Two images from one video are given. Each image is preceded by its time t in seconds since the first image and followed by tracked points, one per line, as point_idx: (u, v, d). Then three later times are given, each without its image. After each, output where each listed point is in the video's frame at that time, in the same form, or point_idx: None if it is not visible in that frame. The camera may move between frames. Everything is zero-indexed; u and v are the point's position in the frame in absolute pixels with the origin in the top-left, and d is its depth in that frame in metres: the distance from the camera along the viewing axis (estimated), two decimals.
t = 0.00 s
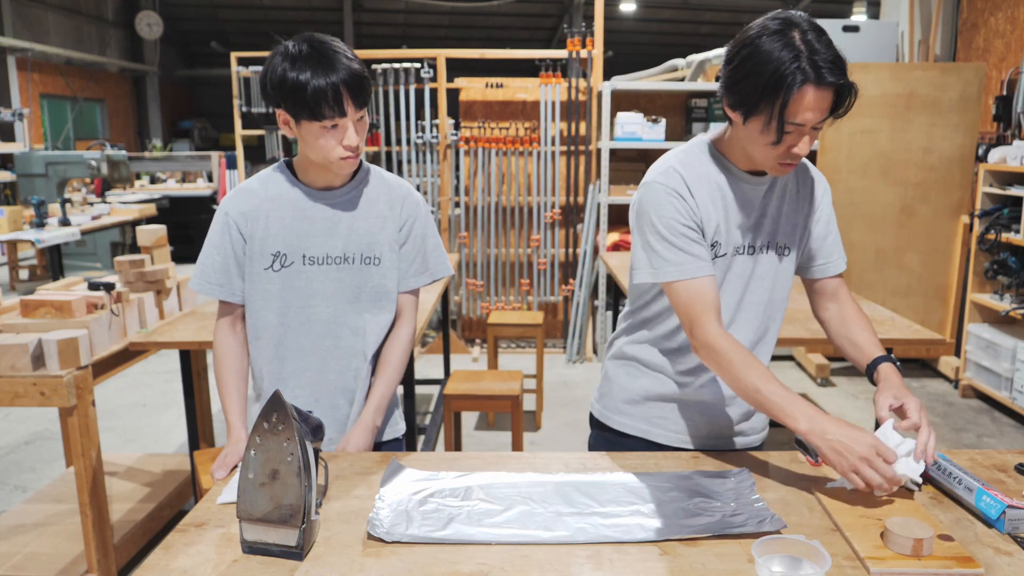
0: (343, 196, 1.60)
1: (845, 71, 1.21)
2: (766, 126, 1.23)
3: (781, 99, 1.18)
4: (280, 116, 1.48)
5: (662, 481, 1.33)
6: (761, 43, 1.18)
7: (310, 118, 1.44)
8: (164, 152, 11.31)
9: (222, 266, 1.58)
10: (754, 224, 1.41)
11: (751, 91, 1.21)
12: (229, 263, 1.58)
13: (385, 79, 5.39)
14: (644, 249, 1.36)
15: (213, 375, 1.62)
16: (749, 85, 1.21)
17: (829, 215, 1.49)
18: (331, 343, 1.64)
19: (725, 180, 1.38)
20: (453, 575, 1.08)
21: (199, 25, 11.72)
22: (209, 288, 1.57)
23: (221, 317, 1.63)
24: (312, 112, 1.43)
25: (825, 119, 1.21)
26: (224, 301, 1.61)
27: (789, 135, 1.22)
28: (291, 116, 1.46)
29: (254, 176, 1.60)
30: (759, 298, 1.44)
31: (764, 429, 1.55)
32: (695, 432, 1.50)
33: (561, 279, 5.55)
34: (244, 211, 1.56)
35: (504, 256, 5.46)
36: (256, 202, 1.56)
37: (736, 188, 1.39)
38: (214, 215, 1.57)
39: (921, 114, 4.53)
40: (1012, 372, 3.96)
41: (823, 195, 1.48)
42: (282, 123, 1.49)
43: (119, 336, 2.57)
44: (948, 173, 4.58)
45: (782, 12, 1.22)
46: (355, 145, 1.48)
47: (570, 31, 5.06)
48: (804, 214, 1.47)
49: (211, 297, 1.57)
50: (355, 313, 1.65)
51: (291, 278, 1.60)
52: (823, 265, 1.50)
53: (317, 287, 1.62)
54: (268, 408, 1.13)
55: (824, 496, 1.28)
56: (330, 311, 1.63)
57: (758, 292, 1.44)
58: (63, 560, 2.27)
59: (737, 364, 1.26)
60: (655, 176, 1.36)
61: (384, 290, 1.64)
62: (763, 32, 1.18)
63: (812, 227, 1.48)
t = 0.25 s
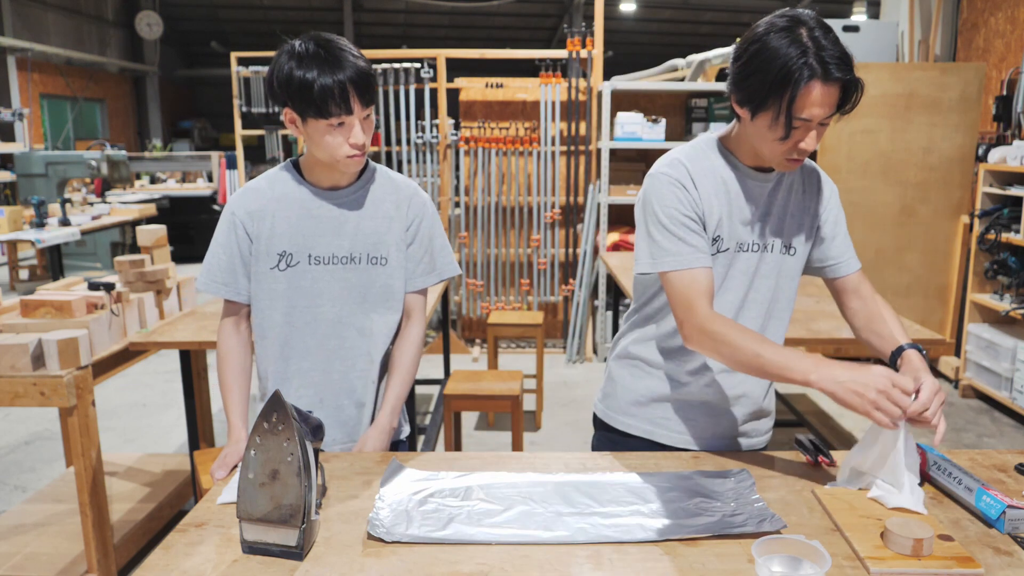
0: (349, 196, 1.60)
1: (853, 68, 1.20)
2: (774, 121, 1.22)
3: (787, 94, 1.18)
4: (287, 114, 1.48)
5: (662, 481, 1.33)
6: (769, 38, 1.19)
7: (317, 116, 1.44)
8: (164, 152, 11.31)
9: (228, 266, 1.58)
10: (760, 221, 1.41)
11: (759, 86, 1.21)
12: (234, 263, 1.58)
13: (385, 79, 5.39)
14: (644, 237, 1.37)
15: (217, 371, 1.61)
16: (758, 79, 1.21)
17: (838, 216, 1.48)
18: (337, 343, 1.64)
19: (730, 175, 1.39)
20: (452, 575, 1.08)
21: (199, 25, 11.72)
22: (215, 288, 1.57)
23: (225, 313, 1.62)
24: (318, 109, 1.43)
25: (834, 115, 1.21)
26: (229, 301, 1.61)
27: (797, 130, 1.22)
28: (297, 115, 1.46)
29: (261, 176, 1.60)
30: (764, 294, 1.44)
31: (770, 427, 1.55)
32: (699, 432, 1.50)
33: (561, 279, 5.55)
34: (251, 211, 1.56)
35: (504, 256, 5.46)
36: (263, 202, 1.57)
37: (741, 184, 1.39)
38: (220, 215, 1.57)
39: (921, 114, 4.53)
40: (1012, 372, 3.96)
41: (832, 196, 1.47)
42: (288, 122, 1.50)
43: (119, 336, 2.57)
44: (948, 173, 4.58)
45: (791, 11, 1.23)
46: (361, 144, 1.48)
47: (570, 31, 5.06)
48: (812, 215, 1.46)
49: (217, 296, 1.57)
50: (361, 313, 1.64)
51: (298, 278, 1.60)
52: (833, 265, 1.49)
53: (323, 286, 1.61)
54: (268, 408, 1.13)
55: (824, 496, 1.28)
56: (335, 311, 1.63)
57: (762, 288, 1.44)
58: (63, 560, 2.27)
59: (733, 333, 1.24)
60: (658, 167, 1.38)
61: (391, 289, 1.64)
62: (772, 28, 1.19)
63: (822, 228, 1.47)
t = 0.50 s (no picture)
0: (356, 196, 1.60)
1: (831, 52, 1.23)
2: (757, 111, 1.25)
3: (765, 81, 1.21)
4: (295, 115, 1.49)
5: (663, 481, 1.33)
6: (744, 30, 1.23)
7: (325, 116, 1.44)
8: (164, 152, 11.31)
9: (237, 265, 1.59)
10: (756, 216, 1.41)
11: (738, 78, 1.24)
12: (244, 263, 1.59)
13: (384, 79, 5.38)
14: (638, 229, 1.39)
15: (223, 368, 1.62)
16: (736, 71, 1.24)
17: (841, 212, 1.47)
18: (344, 344, 1.64)
19: (722, 168, 1.40)
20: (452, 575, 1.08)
21: (199, 25, 11.72)
22: (223, 287, 1.57)
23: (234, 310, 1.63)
24: (326, 108, 1.43)
25: (816, 97, 1.22)
26: (237, 300, 1.61)
27: (782, 116, 1.23)
28: (305, 115, 1.46)
29: (269, 176, 1.60)
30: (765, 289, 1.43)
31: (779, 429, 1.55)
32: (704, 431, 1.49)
33: (561, 279, 5.55)
34: (259, 211, 1.57)
35: (504, 256, 5.46)
36: (270, 202, 1.57)
37: (733, 176, 1.41)
38: (229, 215, 1.58)
39: (921, 114, 4.52)
40: (1012, 372, 3.96)
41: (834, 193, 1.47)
42: (297, 122, 1.50)
43: (119, 336, 2.57)
44: (948, 173, 4.58)
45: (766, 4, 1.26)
46: (370, 142, 1.48)
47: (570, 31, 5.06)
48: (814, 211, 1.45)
49: (225, 295, 1.58)
50: (369, 313, 1.64)
51: (306, 278, 1.60)
52: (831, 261, 1.49)
53: (331, 286, 1.61)
54: (268, 408, 1.13)
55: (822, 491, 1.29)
56: (343, 311, 1.63)
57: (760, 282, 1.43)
58: (63, 560, 2.27)
59: (728, 298, 1.24)
60: (650, 160, 1.40)
61: (399, 289, 1.64)
62: (745, 21, 1.23)
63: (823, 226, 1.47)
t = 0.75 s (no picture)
0: (365, 196, 1.60)
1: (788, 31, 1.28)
2: (727, 101, 1.30)
3: (725, 70, 1.27)
4: (304, 118, 1.49)
5: (663, 480, 1.33)
6: (703, 28, 1.30)
7: (334, 117, 1.45)
8: (164, 152, 11.32)
9: (249, 269, 1.59)
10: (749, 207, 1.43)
11: (704, 74, 1.31)
12: (256, 266, 1.59)
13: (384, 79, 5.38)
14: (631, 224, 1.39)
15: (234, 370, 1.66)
16: (700, 67, 1.31)
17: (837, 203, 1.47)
18: (356, 344, 1.63)
19: (710, 162, 1.43)
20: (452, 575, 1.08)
21: (199, 25, 11.72)
22: (237, 290, 1.59)
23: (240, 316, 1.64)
24: (335, 109, 1.44)
25: (782, 76, 1.27)
26: (247, 302, 1.62)
27: (752, 101, 1.28)
28: (313, 116, 1.47)
29: (277, 179, 1.60)
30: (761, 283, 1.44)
31: (789, 425, 1.55)
32: (710, 428, 1.49)
33: (561, 279, 5.55)
34: (269, 214, 1.57)
35: (504, 256, 5.46)
36: (280, 205, 1.57)
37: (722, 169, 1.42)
38: (240, 220, 1.58)
39: (921, 114, 4.52)
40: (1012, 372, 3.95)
41: (826, 184, 1.47)
42: (306, 124, 1.50)
43: (119, 336, 2.57)
44: (948, 173, 4.57)
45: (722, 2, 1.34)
46: (378, 143, 1.48)
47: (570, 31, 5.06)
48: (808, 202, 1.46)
49: (239, 299, 1.59)
50: (380, 312, 1.64)
51: (317, 279, 1.60)
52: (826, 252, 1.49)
53: (342, 288, 1.61)
54: (268, 408, 1.14)
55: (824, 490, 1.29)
56: (355, 311, 1.62)
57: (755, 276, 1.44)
58: (63, 560, 2.27)
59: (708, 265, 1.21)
60: (639, 156, 1.42)
61: (410, 289, 1.64)
62: (702, 20, 1.30)
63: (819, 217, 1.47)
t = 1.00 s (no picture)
0: (371, 197, 1.61)
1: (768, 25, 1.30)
2: (712, 96, 1.31)
3: (710, 64, 1.27)
4: (312, 120, 1.50)
5: (663, 480, 1.33)
6: (686, 26, 1.30)
7: (341, 118, 1.46)
8: (164, 152, 11.32)
9: (261, 272, 1.60)
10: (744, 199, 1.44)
11: (688, 70, 1.31)
12: (268, 270, 1.61)
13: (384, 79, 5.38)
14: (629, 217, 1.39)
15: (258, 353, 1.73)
16: (684, 63, 1.31)
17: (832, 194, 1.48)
18: (365, 346, 1.63)
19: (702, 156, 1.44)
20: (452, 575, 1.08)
21: (199, 25, 11.73)
22: (249, 293, 1.61)
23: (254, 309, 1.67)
24: (341, 109, 1.45)
25: (765, 68, 1.27)
26: (256, 301, 1.63)
27: (738, 93, 1.28)
28: (320, 118, 1.48)
29: (283, 181, 1.60)
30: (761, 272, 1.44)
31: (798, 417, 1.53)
32: (717, 423, 1.48)
33: (561, 279, 5.55)
34: (277, 219, 1.56)
35: (505, 256, 5.46)
36: (288, 208, 1.56)
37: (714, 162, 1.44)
38: (248, 223, 1.58)
39: (921, 114, 4.52)
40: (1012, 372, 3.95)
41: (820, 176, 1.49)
42: (314, 127, 1.51)
43: (119, 335, 2.57)
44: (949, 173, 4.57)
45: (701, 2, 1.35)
46: (384, 142, 1.49)
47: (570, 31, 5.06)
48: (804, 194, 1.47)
49: (254, 300, 1.62)
50: (388, 313, 1.64)
51: (326, 282, 1.60)
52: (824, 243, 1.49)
53: (351, 289, 1.61)
54: (269, 408, 1.14)
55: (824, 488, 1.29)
56: (364, 312, 1.62)
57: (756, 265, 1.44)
58: (63, 560, 2.27)
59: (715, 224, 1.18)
60: (632, 153, 1.43)
61: (417, 288, 1.65)
62: (683, 19, 1.31)
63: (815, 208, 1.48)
